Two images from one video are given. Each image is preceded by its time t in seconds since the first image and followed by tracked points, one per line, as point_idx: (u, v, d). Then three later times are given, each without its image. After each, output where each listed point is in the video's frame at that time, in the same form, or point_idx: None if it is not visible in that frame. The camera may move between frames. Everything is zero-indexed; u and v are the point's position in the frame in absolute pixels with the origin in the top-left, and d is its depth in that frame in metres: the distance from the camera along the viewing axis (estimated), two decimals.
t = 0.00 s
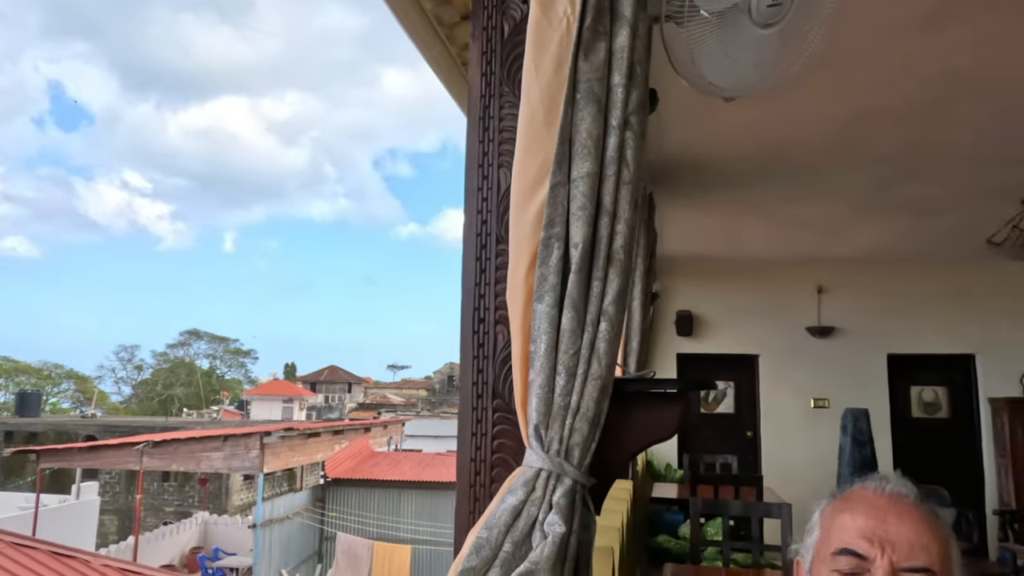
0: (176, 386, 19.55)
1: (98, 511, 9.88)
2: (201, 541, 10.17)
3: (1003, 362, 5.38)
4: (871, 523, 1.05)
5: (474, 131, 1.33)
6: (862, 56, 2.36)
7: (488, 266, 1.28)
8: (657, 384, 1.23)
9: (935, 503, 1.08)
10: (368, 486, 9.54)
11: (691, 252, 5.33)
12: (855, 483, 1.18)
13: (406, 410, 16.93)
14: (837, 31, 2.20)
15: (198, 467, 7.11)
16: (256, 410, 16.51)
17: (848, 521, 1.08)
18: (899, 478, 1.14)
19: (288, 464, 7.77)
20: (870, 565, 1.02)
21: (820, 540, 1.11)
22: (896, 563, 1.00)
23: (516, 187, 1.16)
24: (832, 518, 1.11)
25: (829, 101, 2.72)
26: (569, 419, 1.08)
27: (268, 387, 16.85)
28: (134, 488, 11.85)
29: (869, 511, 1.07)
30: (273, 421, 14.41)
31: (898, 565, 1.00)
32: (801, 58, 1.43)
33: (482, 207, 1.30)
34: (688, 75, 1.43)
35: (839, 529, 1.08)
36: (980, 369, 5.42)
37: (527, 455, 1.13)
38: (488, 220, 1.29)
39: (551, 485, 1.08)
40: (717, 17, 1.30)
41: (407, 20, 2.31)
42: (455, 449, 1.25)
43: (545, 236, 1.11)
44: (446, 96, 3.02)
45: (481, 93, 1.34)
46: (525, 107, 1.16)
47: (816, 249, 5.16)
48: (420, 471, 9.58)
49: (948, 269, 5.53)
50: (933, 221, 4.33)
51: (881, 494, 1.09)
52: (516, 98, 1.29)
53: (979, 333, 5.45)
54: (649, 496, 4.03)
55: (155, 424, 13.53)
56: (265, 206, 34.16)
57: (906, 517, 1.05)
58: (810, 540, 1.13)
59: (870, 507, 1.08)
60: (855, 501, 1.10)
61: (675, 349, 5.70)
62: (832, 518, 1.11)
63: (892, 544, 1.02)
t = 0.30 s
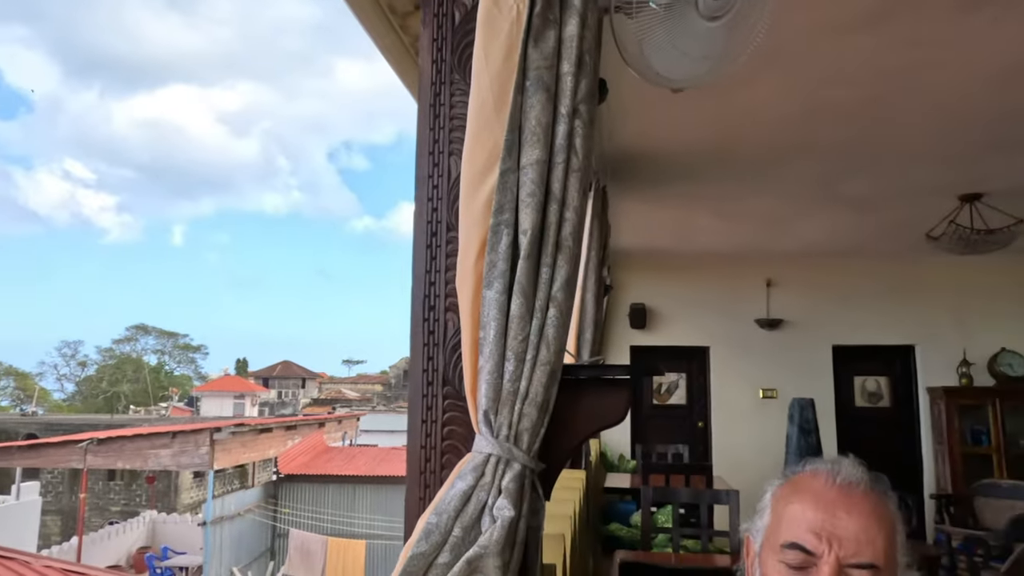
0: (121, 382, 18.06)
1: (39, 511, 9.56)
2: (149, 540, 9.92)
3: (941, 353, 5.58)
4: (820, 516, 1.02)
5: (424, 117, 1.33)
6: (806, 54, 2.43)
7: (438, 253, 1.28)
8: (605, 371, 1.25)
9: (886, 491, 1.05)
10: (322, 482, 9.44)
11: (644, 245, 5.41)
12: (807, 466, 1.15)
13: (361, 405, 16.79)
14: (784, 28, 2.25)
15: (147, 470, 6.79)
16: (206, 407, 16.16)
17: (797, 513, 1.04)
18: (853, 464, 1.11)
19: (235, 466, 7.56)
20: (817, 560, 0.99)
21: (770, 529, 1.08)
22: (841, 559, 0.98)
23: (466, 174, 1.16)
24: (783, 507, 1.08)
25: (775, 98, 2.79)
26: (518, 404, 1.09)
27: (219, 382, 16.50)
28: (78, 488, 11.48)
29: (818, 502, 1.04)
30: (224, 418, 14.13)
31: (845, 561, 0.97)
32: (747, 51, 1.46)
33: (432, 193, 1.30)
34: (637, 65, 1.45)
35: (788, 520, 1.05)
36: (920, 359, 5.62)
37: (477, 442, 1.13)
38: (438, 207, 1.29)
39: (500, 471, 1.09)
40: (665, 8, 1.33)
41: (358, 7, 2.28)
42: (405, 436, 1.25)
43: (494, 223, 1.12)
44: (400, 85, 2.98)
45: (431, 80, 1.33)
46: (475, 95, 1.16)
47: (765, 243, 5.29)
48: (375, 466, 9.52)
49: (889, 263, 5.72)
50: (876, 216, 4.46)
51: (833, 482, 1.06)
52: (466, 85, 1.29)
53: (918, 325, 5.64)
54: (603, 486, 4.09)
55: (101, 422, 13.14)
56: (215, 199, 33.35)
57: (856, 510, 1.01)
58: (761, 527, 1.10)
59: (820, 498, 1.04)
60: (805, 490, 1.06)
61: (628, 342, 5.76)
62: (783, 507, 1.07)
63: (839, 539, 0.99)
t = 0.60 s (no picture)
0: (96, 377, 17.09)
1: (14, 508, 9.41)
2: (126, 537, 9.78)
3: (915, 346, 5.66)
4: (792, 502, 0.94)
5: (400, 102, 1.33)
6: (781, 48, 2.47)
7: (415, 238, 1.29)
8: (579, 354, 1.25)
9: (863, 471, 0.96)
10: (302, 477, 9.39)
11: (624, 239, 5.44)
12: (784, 441, 1.05)
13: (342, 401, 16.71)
14: (756, 21, 2.28)
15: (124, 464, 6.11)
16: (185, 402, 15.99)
17: (769, 497, 0.96)
18: (829, 442, 1.01)
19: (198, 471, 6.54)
20: (789, 550, 0.91)
21: (742, 511, 1.00)
22: (813, 549, 0.90)
23: (441, 159, 1.17)
24: (755, 487, 0.99)
25: (751, 92, 2.82)
26: (492, 386, 1.10)
27: (198, 377, 16.33)
28: (53, 484, 11.31)
29: (792, 485, 0.95)
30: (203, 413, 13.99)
31: (816, 551, 0.90)
32: (721, 39, 1.47)
33: (408, 178, 1.30)
34: (613, 51, 1.46)
35: (759, 504, 0.96)
36: (894, 352, 5.69)
37: (451, 424, 1.14)
38: (415, 192, 1.29)
39: (475, 453, 1.10)
40: None
41: None
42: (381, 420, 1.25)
43: (469, 207, 1.13)
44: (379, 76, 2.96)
45: (408, 65, 1.33)
46: (450, 80, 1.16)
47: (744, 237, 5.34)
48: (356, 460, 9.44)
49: (865, 257, 5.80)
50: (853, 210, 4.52)
51: (808, 463, 0.97)
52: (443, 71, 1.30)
53: (893, 318, 5.72)
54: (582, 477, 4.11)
55: (77, 417, 12.95)
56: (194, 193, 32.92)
57: (830, 496, 0.93)
58: (733, 506, 1.02)
59: (794, 481, 0.95)
60: (778, 472, 0.97)
61: (610, 336, 5.81)
62: (755, 488, 0.99)
63: (812, 528, 0.91)
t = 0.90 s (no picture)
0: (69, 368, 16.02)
1: None
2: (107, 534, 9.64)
3: (894, 339, 5.73)
4: (764, 477, 0.95)
5: (379, 85, 1.33)
6: (762, 41, 2.49)
7: (394, 221, 1.29)
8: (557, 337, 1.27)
9: (835, 445, 0.98)
10: (285, 472, 9.34)
11: (607, 233, 5.46)
12: (758, 415, 1.06)
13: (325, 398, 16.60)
14: (737, 13, 2.30)
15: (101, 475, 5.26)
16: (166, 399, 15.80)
17: (743, 473, 0.97)
18: (803, 417, 1.02)
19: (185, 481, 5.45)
20: (761, 524, 0.93)
21: (715, 487, 1.01)
22: (784, 524, 0.92)
23: (419, 142, 1.18)
24: (728, 463, 1.01)
25: (732, 85, 2.85)
26: (470, 367, 1.11)
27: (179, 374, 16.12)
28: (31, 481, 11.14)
29: (764, 462, 0.96)
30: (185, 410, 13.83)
31: (787, 526, 0.92)
32: (698, 25, 1.49)
33: (387, 162, 1.31)
34: (590, 37, 1.47)
35: (733, 480, 0.98)
36: (873, 345, 5.76)
37: (429, 405, 1.14)
38: (394, 176, 1.30)
39: (453, 433, 1.11)
40: None
41: None
42: (360, 403, 1.26)
43: (447, 188, 1.14)
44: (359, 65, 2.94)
45: (387, 49, 1.34)
46: (429, 63, 1.17)
47: (727, 231, 5.38)
48: (341, 455, 9.25)
49: (845, 251, 5.87)
50: (833, 204, 4.56)
51: (780, 440, 0.98)
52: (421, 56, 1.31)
53: (872, 311, 5.79)
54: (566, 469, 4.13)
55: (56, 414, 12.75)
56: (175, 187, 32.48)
57: (802, 472, 0.94)
58: (708, 481, 1.04)
59: (766, 458, 0.96)
60: (751, 447, 0.99)
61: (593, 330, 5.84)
62: (729, 464, 1.00)
63: (783, 504, 0.93)
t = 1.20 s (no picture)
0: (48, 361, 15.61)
1: None
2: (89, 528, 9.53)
3: (875, 329, 5.79)
4: (747, 453, 0.96)
5: (363, 67, 1.33)
6: (746, 30, 2.50)
7: (378, 203, 1.29)
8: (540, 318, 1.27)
9: (818, 421, 0.99)
10: (270, 465, 9.28)
11: (593, 224, 5.47)
12: (744, 391, 1.07)
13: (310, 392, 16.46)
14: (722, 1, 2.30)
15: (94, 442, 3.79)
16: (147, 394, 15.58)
17: (727, 448, 0.98)
18: (786, 393, 1.03)
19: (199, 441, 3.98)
20: (744, 500, 0.94)
21: (701, 463, 1.02)
22: (767, 500, 0.93)
23: (404, 122, 1.18)
24: (713, 439, 1.01)
25: (716, 74, 2.86)
26: (455, 346, 1.11)
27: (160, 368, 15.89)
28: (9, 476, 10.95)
29: (748, 438, 0.97)
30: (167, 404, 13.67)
31: (770, 501, 0.93)
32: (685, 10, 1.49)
33: (372, 143, 1.30)
34: (577, 22, 1.48)
35: (718, 456, 0.99)
36: (854, 336, 5.81)
37: (414, 385, 1.14)
38: (378, 157, 1.30)
39: (439, 412, 1.11)
40: None
41: None
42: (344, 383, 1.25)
43: (432, 168, 1.14)
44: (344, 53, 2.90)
45: (371, 30, 1.33)
46: (413, 43, 1.17)
47: (712, 222, 5.40)
48: (325, 448, 9.21)
49: (827, 243, 5.93)
50: (815, 195, 4.59)
51: (764, 416, 0.98)
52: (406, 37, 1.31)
53: (853, 302, 5.84)
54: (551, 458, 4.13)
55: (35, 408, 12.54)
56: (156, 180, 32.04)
57: (785, 447, 0.95)
58: (693, 457, 1.05)
59: (750, 434, 0.97)
60: (736, 423, 1.00)
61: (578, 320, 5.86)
62: (713, 441, 1.01)
63: (766, 480, 0.94)
